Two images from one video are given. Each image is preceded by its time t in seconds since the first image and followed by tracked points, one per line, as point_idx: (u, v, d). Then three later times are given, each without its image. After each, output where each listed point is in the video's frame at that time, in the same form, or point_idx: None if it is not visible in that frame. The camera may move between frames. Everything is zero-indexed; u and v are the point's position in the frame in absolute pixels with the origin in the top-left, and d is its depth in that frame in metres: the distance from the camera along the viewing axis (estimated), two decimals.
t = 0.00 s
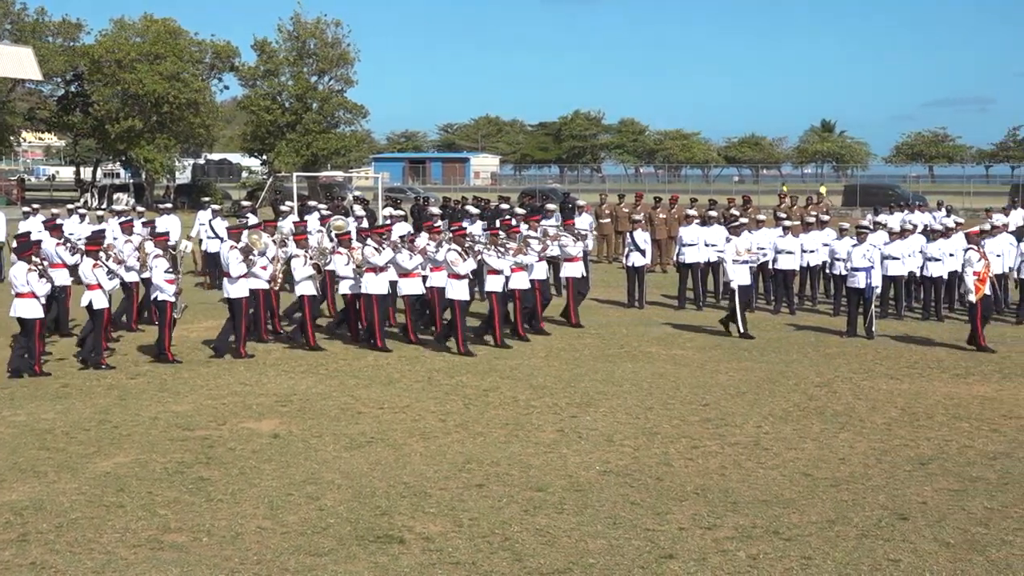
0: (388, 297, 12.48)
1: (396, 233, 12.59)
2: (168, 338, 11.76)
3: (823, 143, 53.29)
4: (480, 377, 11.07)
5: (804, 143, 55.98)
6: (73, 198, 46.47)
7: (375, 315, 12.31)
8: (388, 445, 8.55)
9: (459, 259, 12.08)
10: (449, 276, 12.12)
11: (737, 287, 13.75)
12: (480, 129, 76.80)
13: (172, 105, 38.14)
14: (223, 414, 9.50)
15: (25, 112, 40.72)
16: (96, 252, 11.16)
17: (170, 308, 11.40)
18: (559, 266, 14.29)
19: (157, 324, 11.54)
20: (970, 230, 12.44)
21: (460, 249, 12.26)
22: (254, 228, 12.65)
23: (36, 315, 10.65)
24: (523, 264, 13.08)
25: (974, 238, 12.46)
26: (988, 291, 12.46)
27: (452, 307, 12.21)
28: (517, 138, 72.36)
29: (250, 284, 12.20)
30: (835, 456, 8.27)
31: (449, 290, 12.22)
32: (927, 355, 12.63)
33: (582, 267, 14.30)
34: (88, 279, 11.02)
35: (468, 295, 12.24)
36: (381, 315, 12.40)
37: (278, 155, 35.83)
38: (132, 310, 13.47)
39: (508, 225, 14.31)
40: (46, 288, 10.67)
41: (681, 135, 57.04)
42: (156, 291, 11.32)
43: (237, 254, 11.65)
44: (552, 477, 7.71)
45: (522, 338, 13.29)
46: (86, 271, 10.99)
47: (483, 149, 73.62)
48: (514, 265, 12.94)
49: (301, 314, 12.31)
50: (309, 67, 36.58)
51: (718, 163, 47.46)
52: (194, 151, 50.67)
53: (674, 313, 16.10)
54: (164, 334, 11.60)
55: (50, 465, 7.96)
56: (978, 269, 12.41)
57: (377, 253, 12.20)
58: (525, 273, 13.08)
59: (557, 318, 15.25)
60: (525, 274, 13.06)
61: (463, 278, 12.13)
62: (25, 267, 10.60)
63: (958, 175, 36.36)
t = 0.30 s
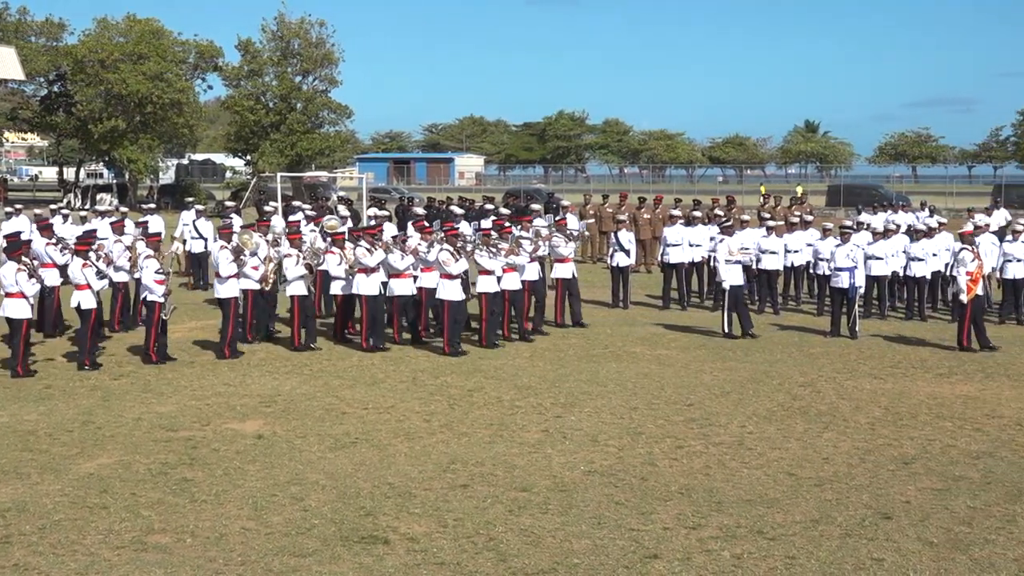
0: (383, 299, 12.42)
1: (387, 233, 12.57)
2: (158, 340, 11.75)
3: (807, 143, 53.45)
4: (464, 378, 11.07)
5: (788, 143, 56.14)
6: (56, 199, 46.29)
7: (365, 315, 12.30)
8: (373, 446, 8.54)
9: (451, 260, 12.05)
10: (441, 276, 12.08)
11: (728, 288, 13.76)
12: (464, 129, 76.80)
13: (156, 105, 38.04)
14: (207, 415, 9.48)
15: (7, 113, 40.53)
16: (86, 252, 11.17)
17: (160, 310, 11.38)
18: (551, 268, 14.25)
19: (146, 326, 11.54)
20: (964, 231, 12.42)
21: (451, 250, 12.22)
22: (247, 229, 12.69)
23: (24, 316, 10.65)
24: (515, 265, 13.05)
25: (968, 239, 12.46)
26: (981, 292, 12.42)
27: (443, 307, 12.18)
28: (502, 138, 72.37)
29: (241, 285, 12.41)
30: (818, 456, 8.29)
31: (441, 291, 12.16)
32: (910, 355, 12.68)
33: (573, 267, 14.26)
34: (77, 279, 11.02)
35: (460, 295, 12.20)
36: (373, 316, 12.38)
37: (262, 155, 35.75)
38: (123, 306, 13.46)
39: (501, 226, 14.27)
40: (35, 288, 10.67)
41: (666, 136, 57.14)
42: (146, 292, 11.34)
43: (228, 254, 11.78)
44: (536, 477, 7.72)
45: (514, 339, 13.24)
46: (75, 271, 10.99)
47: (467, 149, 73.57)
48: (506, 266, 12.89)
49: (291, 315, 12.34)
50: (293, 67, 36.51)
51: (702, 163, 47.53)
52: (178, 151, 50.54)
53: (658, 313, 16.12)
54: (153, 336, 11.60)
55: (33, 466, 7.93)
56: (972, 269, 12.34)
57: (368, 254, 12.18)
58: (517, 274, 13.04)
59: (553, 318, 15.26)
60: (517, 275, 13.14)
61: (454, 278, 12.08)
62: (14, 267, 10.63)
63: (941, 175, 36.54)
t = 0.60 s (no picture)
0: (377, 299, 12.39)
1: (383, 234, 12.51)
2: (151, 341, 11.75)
3: (794, 144, 53.57)
4: (451, 378, 11.06)
5: (774, 144, 56.26)
6: (41, 199, 46.13)
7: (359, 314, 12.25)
8: (360, 446, 8.54)
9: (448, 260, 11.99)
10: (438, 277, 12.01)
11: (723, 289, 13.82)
12: (451, 130, 76.80)
13: (142, 105, 37.96)
14: (193, 416, 9.46)
15: None
16: (78, 252, 11.13)
17: (153, 311, 11.41)
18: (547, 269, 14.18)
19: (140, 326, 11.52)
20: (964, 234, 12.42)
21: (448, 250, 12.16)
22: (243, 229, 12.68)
23: (13, 315, 10.61)
24: (512, 267, 12.95)
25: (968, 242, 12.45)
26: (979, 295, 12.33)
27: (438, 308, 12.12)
28: (489, 138, 72.38)
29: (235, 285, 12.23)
30: (804, 455, 8.31)
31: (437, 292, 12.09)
32: (896, 355, 12.72)
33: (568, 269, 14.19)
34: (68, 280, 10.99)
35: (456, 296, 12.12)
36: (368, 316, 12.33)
37: (249, 155, 35.69)
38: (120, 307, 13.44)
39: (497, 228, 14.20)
40: (25, 288, 10.62)
41: (652, 136, 57.21)
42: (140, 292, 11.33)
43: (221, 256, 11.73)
44: (523, 478, 7.72)
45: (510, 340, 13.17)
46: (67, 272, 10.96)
47: (454, 149, 73.57)
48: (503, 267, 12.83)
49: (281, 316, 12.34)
50: (279, 67, 36.45)
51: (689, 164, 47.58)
52: (164, 152, 50.42)
53: (645, 314, 16.14)
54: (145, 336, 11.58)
55: (18, 468, 7.90)
56: (971, 272, 12.24)
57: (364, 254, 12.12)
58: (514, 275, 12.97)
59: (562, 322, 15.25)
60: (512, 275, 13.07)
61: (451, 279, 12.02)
62: (5, 267, 10.54)
63: (926, 175, 36.70)
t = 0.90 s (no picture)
0: (380, 300, 12.37)
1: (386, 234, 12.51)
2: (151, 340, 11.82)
3: (781, 143, 53.68)
4: (439, 379, 11.05)
5: (761, 144, 56.35)
6: (27, 200, 45.98)
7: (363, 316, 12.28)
8: (348, 446, 8.53)
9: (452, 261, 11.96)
10: (442, 278, 12.00)
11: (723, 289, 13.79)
12: (439, 130, 76.80)
13: (129, 105, 37.88)
14: (180, 416, 9.44)
15: None
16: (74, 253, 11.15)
17: (152, 310, 11.48)
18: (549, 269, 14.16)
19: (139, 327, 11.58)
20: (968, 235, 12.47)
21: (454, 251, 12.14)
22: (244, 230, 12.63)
23: (7, 316, 10.59)
24: (516, 267, 12.95)
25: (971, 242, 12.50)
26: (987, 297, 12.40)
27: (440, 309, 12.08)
28: (477, 138, 72.36)
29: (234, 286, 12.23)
30: (792, 455, 8.32)
31: (440, 292, 12.06)
32: (884, 355, 12.75)
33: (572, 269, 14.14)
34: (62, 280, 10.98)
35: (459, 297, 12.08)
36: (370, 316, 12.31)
37: (236, 155, 35.62)
38: (120, 303, 13.46)
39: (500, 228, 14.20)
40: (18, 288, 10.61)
41: (640, 137, 57.28)
42: (138, 292, 11.39)
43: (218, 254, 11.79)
44: (512, 478, 7.72)
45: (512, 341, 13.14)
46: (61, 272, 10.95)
47: (441, 149, 73.53)
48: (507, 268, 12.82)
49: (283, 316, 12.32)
50: (267, 68, 36.39)
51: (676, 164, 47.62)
52: (151, 152, 50.31)
53: (633, 314, 16.15)
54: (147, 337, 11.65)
55: (5, 469, 7.88)
56: (977, 274, 12.33)
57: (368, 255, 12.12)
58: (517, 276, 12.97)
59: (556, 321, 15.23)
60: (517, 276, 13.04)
61: (456, 279, 11.99)
62: None
63: (914, 175, 36.85)
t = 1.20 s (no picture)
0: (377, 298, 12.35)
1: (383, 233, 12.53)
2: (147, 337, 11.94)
3: (763, 143, 53.82)
4: (422, 379, 11.04)
5: (744, 144, 56.50)
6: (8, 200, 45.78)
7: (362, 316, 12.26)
8: (331, 447, 8.51)
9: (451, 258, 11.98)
10: (441, 275, 12.01)
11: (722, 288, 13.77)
12: (422, 130, 76.77)
13: (111, 105, 37.77)
14: (162, 417, 9.42)
15: None
16: (62, 250, 11.14)
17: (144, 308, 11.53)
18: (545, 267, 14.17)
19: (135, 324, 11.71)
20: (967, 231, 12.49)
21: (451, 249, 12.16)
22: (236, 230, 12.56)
23: None
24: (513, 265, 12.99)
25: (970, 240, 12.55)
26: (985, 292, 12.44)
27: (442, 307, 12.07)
28: (461, 139, 72.34)
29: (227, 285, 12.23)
30: (775, 454, 8.34)
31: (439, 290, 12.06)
32: (867, 354, 12.79)
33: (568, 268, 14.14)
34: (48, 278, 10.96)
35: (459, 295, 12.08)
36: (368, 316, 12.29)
37: (219, 156, 35.54)
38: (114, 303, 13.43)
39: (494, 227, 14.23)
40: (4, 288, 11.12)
41: (623, 137, 57.36)
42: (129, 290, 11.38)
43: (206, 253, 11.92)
44: (495, 478, 7.72)
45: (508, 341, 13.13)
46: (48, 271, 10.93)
47: (425, 149, 73.49)
48: (505, 266, 12.86)
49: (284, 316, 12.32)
50: (250, 68, 36.30)
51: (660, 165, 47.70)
52: (133, 152, 50.17)
53: (617, 314, 16.18)
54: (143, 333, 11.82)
55: None
56: (975, 269, 12.37)
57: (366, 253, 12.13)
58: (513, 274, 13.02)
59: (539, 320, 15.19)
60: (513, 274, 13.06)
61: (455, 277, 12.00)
62: None
63: (896, 175, 37.05)
